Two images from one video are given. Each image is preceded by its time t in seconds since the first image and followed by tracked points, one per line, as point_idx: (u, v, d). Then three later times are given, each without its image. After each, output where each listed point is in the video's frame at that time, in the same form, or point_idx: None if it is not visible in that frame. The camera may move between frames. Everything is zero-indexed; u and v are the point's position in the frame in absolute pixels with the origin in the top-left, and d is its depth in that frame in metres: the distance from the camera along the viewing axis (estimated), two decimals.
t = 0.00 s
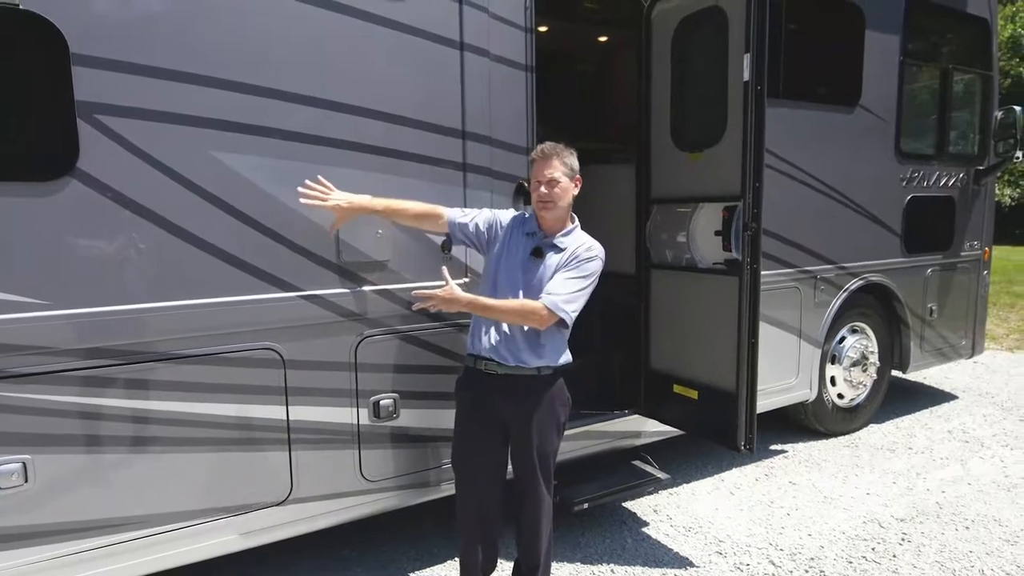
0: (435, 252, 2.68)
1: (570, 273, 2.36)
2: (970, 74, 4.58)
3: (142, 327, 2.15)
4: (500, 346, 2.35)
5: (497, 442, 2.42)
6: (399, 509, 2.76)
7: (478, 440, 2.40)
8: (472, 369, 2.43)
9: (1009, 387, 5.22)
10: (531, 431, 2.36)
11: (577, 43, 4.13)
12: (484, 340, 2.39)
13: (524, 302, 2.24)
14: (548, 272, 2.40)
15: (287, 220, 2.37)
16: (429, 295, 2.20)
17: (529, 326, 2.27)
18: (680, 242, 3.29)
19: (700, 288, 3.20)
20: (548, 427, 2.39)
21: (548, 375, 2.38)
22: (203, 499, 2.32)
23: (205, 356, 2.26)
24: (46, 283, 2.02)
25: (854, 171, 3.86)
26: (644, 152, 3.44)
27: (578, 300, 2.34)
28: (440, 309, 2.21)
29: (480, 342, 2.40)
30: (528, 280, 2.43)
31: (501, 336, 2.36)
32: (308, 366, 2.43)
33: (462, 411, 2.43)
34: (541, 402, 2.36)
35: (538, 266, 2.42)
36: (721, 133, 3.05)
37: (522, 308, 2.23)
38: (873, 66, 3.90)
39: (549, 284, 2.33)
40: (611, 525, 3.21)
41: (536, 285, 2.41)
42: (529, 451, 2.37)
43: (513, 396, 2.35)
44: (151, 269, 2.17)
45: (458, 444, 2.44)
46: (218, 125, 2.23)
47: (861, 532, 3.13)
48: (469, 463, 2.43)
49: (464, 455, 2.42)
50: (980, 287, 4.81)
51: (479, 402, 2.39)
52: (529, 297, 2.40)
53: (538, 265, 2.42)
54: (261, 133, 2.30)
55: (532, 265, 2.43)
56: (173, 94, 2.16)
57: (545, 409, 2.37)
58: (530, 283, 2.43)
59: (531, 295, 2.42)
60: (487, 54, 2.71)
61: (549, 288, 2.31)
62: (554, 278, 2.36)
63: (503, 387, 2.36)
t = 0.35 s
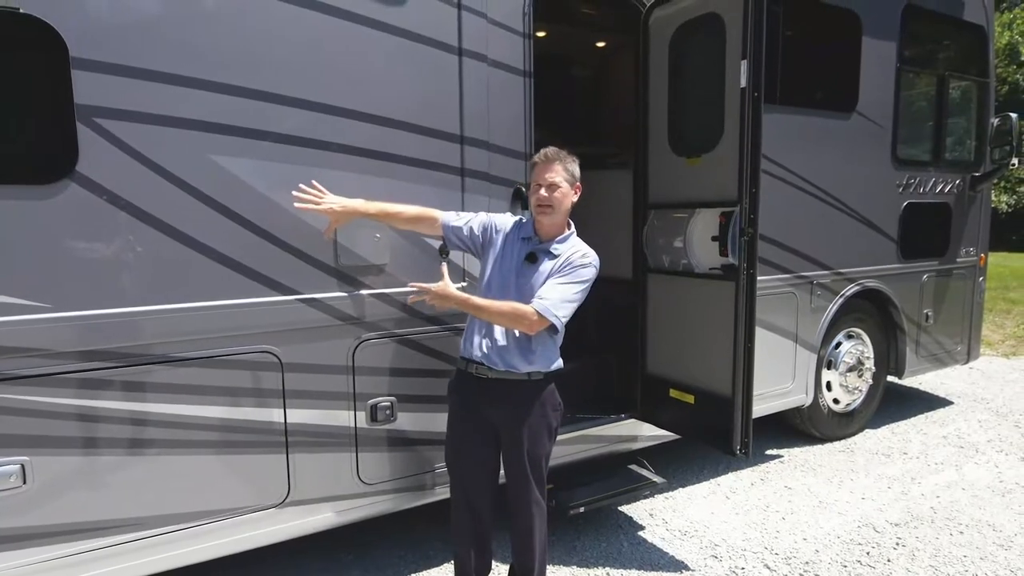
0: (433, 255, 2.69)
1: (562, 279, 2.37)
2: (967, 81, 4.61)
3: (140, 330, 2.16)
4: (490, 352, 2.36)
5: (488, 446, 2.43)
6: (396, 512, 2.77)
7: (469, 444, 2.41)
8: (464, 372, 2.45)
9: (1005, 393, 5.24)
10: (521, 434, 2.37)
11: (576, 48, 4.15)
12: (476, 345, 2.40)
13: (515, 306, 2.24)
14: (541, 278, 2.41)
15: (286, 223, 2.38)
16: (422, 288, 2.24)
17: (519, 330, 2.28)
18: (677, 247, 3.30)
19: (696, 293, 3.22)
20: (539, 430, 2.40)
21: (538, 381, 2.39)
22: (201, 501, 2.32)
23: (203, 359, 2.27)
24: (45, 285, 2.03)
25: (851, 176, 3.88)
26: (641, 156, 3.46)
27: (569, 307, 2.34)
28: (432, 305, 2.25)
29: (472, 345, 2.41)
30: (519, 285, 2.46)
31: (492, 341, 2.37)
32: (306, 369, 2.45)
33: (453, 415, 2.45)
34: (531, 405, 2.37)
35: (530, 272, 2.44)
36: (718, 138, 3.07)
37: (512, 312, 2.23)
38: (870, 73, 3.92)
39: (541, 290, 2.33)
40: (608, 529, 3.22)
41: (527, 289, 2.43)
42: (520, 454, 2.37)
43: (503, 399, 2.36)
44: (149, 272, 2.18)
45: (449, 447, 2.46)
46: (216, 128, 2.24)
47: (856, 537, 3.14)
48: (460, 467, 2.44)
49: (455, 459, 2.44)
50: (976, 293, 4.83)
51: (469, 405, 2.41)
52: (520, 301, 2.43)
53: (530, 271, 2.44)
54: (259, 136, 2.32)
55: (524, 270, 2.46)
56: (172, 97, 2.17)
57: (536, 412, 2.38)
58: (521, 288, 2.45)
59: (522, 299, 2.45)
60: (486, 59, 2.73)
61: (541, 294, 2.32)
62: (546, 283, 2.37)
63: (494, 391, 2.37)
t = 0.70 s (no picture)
0: (433, 251, 2.70)
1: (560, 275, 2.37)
2: (969, 76, 4.60)
3: (141, 326, 2.17)
4: (493, 351, 2.36)
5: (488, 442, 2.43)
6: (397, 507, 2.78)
7: (468, 440, 2.42)
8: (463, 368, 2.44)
9: (1006, 388, 5.24)
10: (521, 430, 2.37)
11: (576, 43, 4.14)
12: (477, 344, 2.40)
13: (516, 302, 2.24)
14: (539, 274, 2.42)
15: (287, 219, 2.38)
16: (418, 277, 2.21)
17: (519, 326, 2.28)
18: (678, 243, 3.31)
19: (697, 288, 3.22)
20: (538, 425, 2.40)
21: (537, 377, 2.39)
22: (203, 496, 2.33)
23: (204, 355, 2.28)
24: (46, 281, 2.04)
25: (852, 172, 3.88)
26: (641, 152, 3.46)
27: (570, 303, 2.35)
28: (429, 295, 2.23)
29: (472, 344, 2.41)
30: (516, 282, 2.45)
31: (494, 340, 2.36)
32: (307, 364, 2.45)
33: (452, 411, 2.45)
34: (530, 400, 2.38)
35: (528, 268, 2.44)
36: (718, 134, 3.07)
37: (514, 308, 2.23)
38: (872, 68, 3.91)
39: (541, 286, 2.33)
40: (608, 524, 3.23)
41: (525, 286, 2.44)
42: (520, 450, 2.38)
43: (502, 395, 2.36)
44: (149, 268, 2.18)
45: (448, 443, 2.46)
46: (217, 125, 2.25)
47: (855, 532, 3.15)
48: (460, 462, 2.45)
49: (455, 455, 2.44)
50: (977, 288, 4.83)
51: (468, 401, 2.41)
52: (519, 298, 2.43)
53: (528, 267, 2.44)
54: (259, 133, 2.32)
55: (521, 267, 2.46)
56: (172, 94, 2.17)
57: (535, 407, 2.39)
58: (519, 285, 2.45)
59: (521, 296, 2.45)
60: (486, 54, 2.72)
61: (541, 290, 2.32)
62: (545, 279, 2.37)
63: (494, 388, 2.37)
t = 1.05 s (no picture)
0: (432, 248, 2.69)
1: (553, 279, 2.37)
2: (970, 72, 4.58)
3: (141, 322, 2.17)
4: (481, 352, 2.36)
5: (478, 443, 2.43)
6: (398, 503, 2.78)
7: (458, 440, 2.41)
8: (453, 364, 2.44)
9: (1006, 385, 5.24)
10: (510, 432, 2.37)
11: (577, 39, 4.13)
12: (466, 343, 2.40)
13: (509, 306, 2.24)
14: (531, 276, 2.41)
15: (287, 216, 2.38)
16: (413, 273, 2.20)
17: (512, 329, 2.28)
18: (678, 240, 3.32)
19: (697, 285, 3.22)
20: (529, 426, 2.39)
21: (527, 377, 2.39)
22: (203, 493, 2.33)
23: (204, 351, 2.28)
24: (46, 279, 2.04)
25: (853, 168, 3.87)
26: (642, 148, 3.45)
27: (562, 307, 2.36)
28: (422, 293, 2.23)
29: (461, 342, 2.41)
30: (507, 283, 2.45)
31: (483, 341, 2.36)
32: (307, 361, 2.45)
33: (441, 410, 2.45)
34: (521, 401, 2.37)
35: (519, 269, 2.44)
36: (719, 130, 3.07)
37: (507, 312, 2.24)
38: (873, 64, 3.90)
39: (534, 290, 2.33)
40: (608, 520, 3.23)
41: (517, 288, 2.43)
42: (510, 451, 2.37)
43: (493, 397, 2.36)
44: (149, 265, 2.18)
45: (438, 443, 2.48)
46: (216, 121, 2.24)
47: (855, 528, 3.15)
48: (451, 462, 2.45)
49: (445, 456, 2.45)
50: (978, 285, 4.82)
51: (455, 402, 2.41)
52: (510, 300, 2.42)
53: (519, 268, 2.44)
54: (259, 129, 2.31)
55: (512, 268, 2.45)
56: (171, 90, 2.17)
57: (525, 409, 2.38)
58: (510, 285, 2.44)
59: (511, 297, 2.44)
60: (485, 50, 2.72)
61: (533, 294, 2.32)
62: (536, 283, 2.37)
63: (485, 387, 2.37)
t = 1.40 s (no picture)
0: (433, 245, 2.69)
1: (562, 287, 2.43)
2: (972, 70, 4.57)
3: (141, 318, 2.17)
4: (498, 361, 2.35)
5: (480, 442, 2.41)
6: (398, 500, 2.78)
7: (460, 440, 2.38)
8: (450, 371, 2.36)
9: (1007, 383, 5.24)
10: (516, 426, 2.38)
11: (578, 36, 4.12)
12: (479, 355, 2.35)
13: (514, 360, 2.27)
14: (534, 286, 2.37)
15: (287, 212, 2.38)
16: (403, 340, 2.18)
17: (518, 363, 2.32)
18: (679, 237, 3.32)
19: (698, 283, 3.22)
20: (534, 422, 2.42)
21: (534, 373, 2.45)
22: (203, 490, 2.33)
23: (205, 348, 2.28)
24: (47, 275, 2.03)
25: (854, 166, 3.86)
26: (642, 145, 3.45)
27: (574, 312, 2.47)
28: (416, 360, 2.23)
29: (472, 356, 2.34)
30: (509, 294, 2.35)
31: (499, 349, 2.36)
32: (307, 358, 2.45)
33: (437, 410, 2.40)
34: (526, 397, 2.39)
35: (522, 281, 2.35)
36: (719, 127, 3.07)
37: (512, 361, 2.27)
38: (874, 61, 3.90)
39: (553, 304, 2.40)
40: (608, 518, 3.23)
41: (521, 299, 2.36)
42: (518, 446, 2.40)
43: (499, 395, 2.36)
44: (148, 262, 2.17)
45: (434, 446, 2.42)
46: (217, 117, 2.24)
47: (855, 526, 3.15)
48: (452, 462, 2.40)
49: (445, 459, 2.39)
50: (979, 283, 4.82)
51: (455, 403, 2.36)
52: (514, 311, 2.36)
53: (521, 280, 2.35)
54: (259, 125, 2.31)
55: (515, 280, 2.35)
56: (171, 86, 2.16)
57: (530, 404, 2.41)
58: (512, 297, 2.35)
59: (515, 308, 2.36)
60: (486, 47, 2.71)
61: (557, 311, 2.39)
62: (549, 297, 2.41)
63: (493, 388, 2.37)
